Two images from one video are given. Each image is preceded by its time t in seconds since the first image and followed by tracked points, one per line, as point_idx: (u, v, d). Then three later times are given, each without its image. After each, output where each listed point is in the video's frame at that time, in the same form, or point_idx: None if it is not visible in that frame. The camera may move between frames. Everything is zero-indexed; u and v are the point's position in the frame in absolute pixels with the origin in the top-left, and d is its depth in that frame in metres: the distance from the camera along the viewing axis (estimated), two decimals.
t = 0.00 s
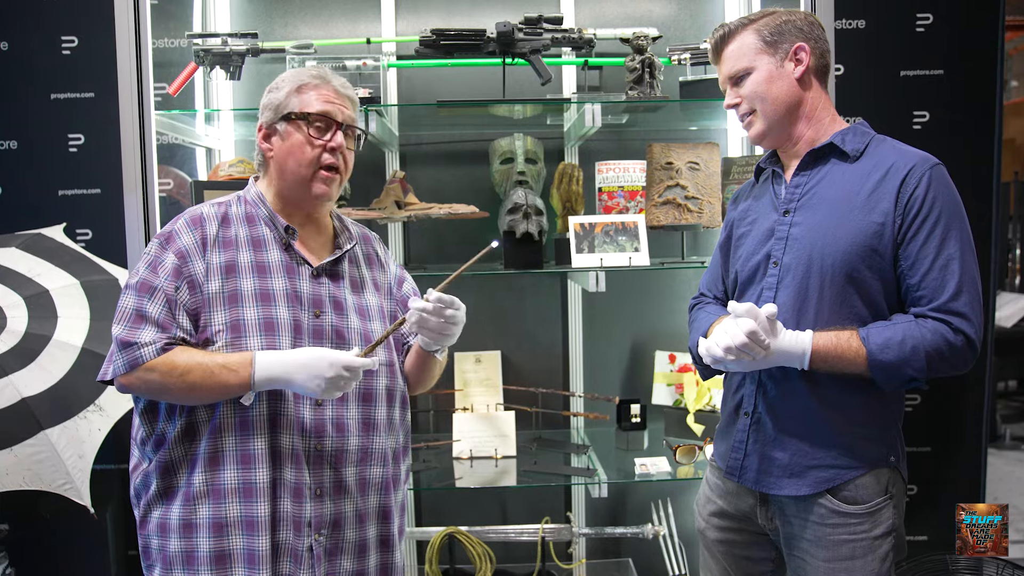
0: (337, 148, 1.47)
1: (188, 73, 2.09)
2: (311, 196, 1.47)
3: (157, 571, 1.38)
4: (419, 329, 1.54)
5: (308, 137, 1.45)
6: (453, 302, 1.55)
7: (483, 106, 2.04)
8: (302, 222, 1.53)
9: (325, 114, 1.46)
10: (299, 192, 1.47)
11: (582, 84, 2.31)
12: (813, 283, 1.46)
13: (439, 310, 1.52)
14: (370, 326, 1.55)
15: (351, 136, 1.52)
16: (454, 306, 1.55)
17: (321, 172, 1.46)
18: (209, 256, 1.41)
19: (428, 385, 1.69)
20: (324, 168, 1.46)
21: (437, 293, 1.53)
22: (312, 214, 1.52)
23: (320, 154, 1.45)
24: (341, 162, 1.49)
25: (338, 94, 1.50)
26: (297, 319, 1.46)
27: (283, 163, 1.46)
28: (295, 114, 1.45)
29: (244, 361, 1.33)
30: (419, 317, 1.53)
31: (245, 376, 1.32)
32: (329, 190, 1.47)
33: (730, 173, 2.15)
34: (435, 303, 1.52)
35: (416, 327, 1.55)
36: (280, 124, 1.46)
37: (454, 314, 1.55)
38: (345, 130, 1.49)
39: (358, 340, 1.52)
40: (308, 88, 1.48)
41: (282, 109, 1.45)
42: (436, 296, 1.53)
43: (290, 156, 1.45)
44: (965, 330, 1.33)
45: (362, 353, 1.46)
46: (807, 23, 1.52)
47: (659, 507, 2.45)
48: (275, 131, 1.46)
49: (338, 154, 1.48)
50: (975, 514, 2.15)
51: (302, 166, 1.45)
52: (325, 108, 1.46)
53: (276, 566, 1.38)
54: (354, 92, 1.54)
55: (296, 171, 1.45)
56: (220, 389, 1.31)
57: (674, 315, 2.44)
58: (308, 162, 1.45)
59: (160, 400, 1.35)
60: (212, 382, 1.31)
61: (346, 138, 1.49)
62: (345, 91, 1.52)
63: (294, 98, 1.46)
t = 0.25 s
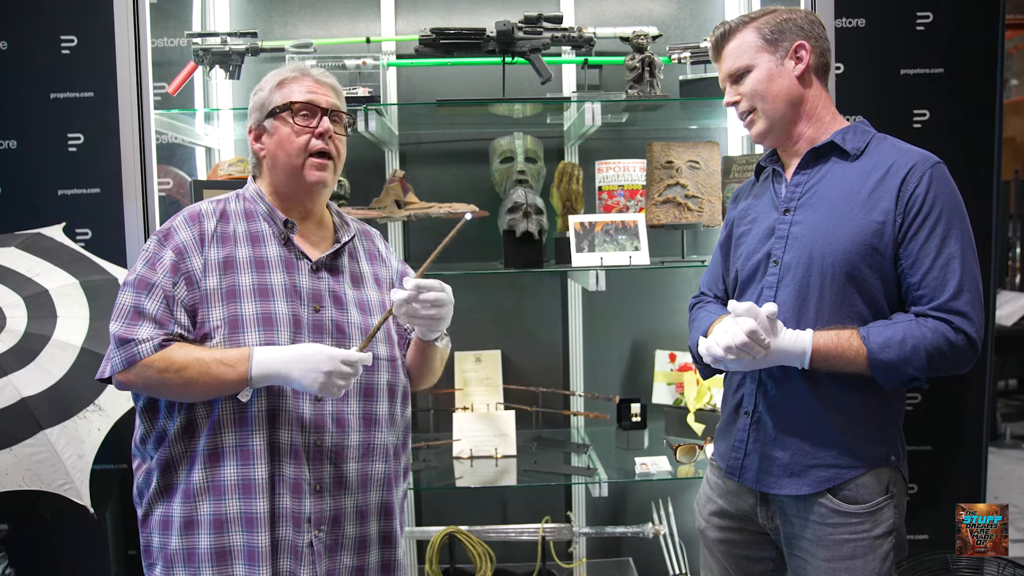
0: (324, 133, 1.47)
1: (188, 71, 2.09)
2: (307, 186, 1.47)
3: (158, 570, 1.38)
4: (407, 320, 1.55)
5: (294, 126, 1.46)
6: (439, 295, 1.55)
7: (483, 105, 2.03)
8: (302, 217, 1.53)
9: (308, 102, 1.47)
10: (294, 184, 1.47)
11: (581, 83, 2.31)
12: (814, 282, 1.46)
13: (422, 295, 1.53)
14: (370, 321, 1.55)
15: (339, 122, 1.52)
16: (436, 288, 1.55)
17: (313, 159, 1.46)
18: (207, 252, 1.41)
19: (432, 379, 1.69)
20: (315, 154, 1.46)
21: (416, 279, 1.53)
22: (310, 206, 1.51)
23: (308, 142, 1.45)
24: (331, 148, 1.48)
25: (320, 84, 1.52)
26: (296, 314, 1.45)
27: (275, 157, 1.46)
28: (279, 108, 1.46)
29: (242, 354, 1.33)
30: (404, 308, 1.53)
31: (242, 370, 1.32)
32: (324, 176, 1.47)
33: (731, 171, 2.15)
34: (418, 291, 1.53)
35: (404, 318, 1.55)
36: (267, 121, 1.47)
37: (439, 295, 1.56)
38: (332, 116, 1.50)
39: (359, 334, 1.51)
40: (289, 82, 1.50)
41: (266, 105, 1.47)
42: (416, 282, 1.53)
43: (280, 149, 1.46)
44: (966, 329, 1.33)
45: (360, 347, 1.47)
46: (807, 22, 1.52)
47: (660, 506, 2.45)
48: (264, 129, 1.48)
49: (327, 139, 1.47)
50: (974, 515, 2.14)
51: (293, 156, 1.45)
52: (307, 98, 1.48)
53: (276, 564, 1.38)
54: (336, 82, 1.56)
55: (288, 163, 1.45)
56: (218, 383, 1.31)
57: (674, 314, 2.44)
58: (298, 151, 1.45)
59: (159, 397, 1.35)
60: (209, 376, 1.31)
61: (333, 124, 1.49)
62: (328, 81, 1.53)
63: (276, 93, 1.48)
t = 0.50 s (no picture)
0: (326, 126, 1.47)
1: (188, 71, 2.09)
2: (311, 180, 1.47)
3: (159, 570, 1.38)
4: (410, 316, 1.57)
5: (296, 122, 1.46)
6: (428, 283, 1.55)
7: (483, 105, 2.04)
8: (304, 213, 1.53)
9: (308, 98, 1.48)
10: (298, 179, 1.47)
11: (581, 82, 2.31)
12: (815, 281, 1.46)
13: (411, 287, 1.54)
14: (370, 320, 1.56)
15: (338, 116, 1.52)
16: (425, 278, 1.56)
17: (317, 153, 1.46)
18: (206, 251, 1.41)
19: (433, 377, 1.70)
20: (319, 147, 1.46)
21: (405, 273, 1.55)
22: (314, 200, 1.51)
23: (312, 136, 1.46)
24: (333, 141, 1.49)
25: (317, 80, 1.52)
26: (297, 314, 1.46)
27: (279, 155, 1.46)
28: (279, 105, 1.46)
29: (241, 349, 1.34)
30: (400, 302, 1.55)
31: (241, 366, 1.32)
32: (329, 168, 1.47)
33: (731, 172, 2.16)
34: (405, 283, 1.54)
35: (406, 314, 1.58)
36: (268, 119, 1.47)
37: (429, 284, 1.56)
38: (332, 110, 1.50)
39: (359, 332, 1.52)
40: (287, 80, 1.50)
41: (266, 103, 1.47)
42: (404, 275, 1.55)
43: (284, 145, 1.45)
44: (968, 328, 1.33)
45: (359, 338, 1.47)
46: (817, 25, 1.52)
47: (660, 506, 2.45)
48: (264, 127, 1.48)
49: (329, 132, 1.48)
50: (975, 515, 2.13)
51: (298, 151, 1.45)
52: (306, 94, 1.48)
53: (277, 563, 1.38)
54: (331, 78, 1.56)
55: (292, 158, 1.45)
56: (219, 381, 1.32)
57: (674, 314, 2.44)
58: (302, 146, 1.45)
59: (158, 396, 1.35)
60: (209, 374, 1.31)
61: (333, 117, 1.50)
62: (324, 77, 1.54)
63: (275, 91, 1.48)
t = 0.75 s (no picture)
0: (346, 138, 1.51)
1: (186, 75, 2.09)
2: (328, 188, 1.50)
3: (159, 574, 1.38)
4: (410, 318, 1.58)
5: (320, 131, 1.47)
6: (430, 284, 1.55)
7: (481, 109, 2.04)
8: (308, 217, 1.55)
9: (328, 107, 1.50)
10: (317, 186, 1.49)
11: (579, 86, 2.32)
12: (816, 281, 1.46)
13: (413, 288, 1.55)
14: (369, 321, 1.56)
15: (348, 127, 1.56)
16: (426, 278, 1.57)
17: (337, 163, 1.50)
18: (206, 254, 1.41)
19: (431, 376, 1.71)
20: (339, 158, 1.50)
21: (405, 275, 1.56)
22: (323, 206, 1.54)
23: (334, 146, 1.49)
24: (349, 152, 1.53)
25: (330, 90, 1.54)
26: (297, 315, 1.46)
27: (299, 160, 1.46)
28: (303, 111, 1.47)
29: (243, 351, 1.34)
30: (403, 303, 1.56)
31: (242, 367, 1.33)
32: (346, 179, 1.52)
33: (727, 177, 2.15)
34: (409, 283, 1.55)
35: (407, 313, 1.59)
36: (288, 123, 1.46)
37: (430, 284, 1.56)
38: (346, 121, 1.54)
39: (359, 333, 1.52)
40: (303, 86, 1.50)
41: (287, 108, 1.46)
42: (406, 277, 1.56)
43: (307, 152, 1.46)
44: (975, 327, 1.33)
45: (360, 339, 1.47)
46: (821, 30, 1.54)
47: (659, 509, 2.45)
48: (283, 131, 1.46)
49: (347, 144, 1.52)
50: (975, 514, 2.20)
51: (321, 159, 1.47)
52: (326, 103, 1.50)
53: (278, 565, 1.39)
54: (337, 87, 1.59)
55: (315, 166, 1.47)
56: (220, 383, 1.32)
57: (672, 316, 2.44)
58: (326, 155, 1.48)
59: (158, 399, 1.35)
60: (209, 376, 1.31)
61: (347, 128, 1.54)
62: (332, 86, 1.56)
63: (295, 96, 1.48)
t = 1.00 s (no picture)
0: (349, 144, 1.52)
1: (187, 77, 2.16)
2: (330, 193, 1.51)
3: None
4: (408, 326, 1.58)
5: (323, 135, 1.48)
6: (431, 297, 1.56)
7: (479, 113, 2.05)
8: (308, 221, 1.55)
9: (332, 113, 1.50)
10: (318, 190, 1.49)
11: (577, 89, 2.32)
12: (824, 285, 1.47)
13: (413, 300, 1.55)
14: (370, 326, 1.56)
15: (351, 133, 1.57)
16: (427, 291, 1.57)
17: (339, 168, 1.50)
18: (208, 259, 1.41)
19: (429, 384, 1.70)
20: (342, 163, 1.51)
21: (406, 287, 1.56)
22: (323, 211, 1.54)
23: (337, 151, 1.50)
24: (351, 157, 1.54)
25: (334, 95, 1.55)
26: (299, 321, 1.46)
27: (301, 163, 1.47)
28: (307, 115, 1.47)
29: (249, 357, 1.34)
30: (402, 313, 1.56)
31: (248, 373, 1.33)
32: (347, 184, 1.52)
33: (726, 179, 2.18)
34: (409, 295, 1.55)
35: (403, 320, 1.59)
36: (291, 127, 1.46)
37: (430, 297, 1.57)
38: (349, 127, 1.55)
39: (360, 338, 1.53)
40: (308, 91, 1.51)
41: (291, 111, 1.46)
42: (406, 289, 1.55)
43: (309, 156, 1.47)
44: (982, 333, 1.34)
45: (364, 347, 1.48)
46: (828, 35, 1.55)
47: (657, 512, 2.46)
48: (286, 134, 1.47)
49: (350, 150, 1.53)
50: (975, 515, 2.15)
51: (323, 163, 1.47)
52: (330, 108, 1.51)
53: (280, 570, 1.39)
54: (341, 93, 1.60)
55: (317, 170, 1.47)
56: (226, 389, 1.32)
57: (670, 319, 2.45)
58: (329, 160, 1.48)
59: (161, 405, 1.35)
60: (215, 382, 1.31)
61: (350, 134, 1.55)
62: (337, 92, 1.57)
63: (299, 100, 1.48)
